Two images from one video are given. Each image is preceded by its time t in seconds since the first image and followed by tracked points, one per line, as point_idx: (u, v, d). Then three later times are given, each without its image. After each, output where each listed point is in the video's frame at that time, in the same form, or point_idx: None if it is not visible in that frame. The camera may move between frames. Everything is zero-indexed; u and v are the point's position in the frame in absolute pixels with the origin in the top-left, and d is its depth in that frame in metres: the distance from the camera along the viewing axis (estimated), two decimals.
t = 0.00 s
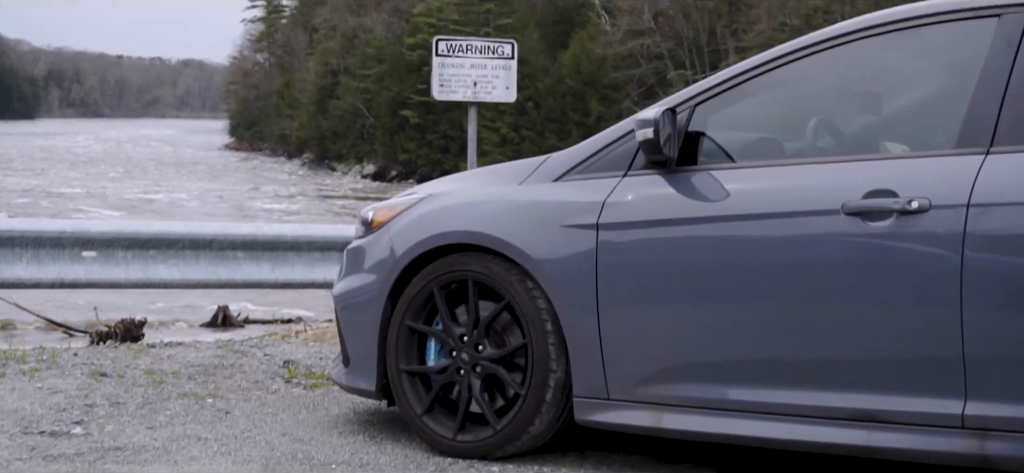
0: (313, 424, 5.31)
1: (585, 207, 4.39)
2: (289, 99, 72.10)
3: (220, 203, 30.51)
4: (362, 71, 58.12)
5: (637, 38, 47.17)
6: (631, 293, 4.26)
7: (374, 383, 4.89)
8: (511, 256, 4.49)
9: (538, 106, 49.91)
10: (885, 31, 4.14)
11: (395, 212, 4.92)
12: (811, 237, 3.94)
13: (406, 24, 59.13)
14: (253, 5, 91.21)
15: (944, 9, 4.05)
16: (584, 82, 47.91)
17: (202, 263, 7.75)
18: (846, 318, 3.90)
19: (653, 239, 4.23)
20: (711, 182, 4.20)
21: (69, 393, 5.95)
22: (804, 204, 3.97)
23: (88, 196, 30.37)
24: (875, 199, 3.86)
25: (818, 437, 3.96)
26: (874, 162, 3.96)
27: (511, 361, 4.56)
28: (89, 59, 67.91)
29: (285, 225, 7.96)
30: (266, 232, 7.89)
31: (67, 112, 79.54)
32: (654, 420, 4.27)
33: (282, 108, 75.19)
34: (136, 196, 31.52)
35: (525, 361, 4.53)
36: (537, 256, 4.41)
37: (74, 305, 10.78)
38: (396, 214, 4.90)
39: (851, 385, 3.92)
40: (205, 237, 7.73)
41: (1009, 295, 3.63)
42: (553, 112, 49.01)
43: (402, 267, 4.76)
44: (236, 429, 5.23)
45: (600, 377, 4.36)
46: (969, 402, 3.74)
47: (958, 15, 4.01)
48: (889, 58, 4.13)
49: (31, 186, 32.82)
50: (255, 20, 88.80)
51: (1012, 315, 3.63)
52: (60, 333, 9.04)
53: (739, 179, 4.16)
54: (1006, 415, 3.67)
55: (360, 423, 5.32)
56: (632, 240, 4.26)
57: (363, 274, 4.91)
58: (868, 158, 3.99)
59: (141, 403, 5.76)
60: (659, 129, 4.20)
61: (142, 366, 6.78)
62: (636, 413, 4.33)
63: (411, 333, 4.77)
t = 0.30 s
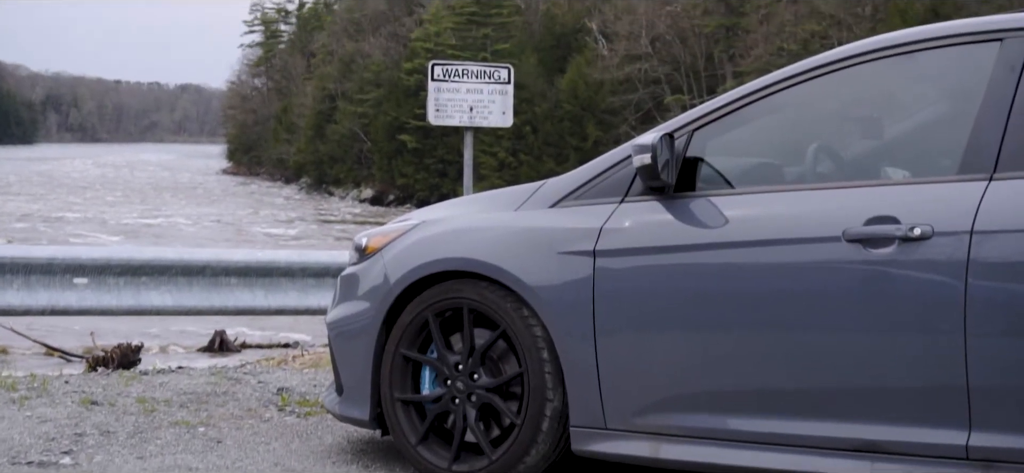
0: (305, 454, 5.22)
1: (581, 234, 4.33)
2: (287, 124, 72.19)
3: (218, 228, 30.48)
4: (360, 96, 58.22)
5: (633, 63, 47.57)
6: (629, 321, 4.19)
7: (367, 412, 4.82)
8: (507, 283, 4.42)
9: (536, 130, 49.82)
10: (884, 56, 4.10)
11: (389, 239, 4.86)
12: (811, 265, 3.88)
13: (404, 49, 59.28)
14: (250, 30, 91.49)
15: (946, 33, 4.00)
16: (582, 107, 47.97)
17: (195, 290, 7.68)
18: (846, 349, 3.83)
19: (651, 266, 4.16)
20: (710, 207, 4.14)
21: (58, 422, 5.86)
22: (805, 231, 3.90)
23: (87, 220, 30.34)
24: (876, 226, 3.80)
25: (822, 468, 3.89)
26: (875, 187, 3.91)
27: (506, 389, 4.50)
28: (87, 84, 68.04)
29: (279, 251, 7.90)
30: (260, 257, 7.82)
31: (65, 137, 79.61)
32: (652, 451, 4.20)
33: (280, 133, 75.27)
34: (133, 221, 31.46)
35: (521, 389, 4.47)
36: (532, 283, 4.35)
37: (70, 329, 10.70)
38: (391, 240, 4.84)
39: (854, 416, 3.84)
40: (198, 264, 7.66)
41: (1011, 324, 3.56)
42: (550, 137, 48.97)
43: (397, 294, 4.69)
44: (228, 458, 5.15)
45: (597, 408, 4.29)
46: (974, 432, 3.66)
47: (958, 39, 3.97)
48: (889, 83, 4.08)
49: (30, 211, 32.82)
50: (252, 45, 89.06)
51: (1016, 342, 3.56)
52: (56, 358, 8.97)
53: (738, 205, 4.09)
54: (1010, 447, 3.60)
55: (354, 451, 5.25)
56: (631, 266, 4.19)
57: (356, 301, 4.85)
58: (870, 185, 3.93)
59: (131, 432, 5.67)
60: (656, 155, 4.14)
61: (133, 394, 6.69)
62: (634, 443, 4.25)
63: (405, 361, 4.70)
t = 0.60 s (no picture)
0: None
1: (578, 252, 4.26)
2: (285, 141, 72.19)
3: (216, 244, 30.43)
4: (358, 113, 58.21)
5: (631, 80, 47.75)
6: (627, 339, 4.12)
7: (362, 434, 4.75)
8: (503, 302, 4.35)
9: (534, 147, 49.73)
10: (885, 71, 4.05)
11: (384, 257, 4.80)
12: (815, 283, 3.81)
13: (402, 66, 59.28)
14: (248, 47, 91.59)
15: (942, 50, 3.97)
16: (580, 123, 47.89)
17: (189, 308, 7.60)
18: (846, 371, 3.78)
19: (650, 284, 4.09)
20: (709, 225, 4.07)
21: (49, 442, 5.78)
22: (802, 248, 3.85)
23: (83, 236, 30.28)
24: (879, 243, 3.74)
25: None
26: (875, 205, 3.85)
27: (503, 411, 4.44)
28: (85, 100, 67.94)
29: (273, 268, 7.82)
30: (254, 275, 7.74)
31: (62, 153, 79.48)
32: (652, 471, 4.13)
33: (277, 149, 75.26)
34: (131, 237, 31.37)
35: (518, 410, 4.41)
36: (528, 301, 4.28)
37: (67, 346, 10.63)
38: (385, 258, 4.77)
39: (857, 437, 3.78)
40: (192, 282, 7.58)
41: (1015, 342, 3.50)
42: (548, 153, 48.88)
43: (392, 313, 4.61)
44: None
45: (595, 427, 4.23)
46: (978, 453, 3.60)
47: (956, 56, 3.93)
48: (889, 99, 4.03)
49: (27, 227, 32.78)
50: (250, 62, 89.11)
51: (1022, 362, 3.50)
52: (52, 375, 8.90)
53: (738, 223, 4.03)
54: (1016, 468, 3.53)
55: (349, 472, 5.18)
56: (630, 285, 4.12)
57: (350, 320, 4.78)
58: (869, 201, 3.88)
59: (123, 453, 5.60)
60: (655, 172, 4.08)
61: (126, 413, 6.62)
62: (632, 463, 4.18)
63: (400, 381, 4.63)
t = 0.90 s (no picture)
0: None
1: (575, 270, 4.20)
2: (283, 159, 72.16)
3: (214, 262, 30.37)
4: (356, 130, 58.17)
5: (628, 99, 47.89)
6: (626, 357, 4.06)
7: (357, 453, 4.68)
8: (501, 321, 4.28)
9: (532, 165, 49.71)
10: (885, 87, 4.00)
11: (380, 274, 4.73)
12: (816, 301, 3.75)
13: (400, 83, 59.30)
14: (246, 65, 91.74)
15: (942, 65, 3.93)
16: (578, 140, 47.77)
17: (183, 327, 7.52)
18: (847, 393, 3.72)
19: (650, 301, 4.03)
20: (709, 243, 4.01)
21: (40, 463, 5.71)
22: (803, 267, 3.79)
23: (81, 253, 30.23)
24: (883, 261, 3.68)
25: None
26: (879, 222, 3.79)
27: (501, 431, 4.38)
28: (84, 118, 67.93)
29: (269, 287, 7.74)
30: (248, 293, 7.66)
31: (60, 170, 79.43)
32: None
33: (275, 167, 75.25)
34: (130, 255, 31.28)
35: (515, 430, 4.34)
36: (526, 320, 4.21)
37: (63, 364, 10.55)
38: (381, 276, 4.71)
39: (859, 458, 3.72)
40: (186, 300, 7.50)
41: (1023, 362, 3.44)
42: (546, 172, 48.80)
43: (387, 332, 4.55)
44: None
45: (594, 447, 4.16)
46: None
47: (957, 71, 3.89)
48: (890, 116, 3.99)
49: (25, 244, 32.73)
50: (248, 79, 89.19)
51: None
52: (48, 394, 8.83)
53: (739, 241, 3.97)
54: None
55: None
56: (629, 303, 4.06)
57: (345, 339, 4.71)
58: (872, 218, 3.83)
59: None
60: (655, 189, 4.02)
61: (119, 432, 6.54)
62: None
63: (396, 400, 4.57)
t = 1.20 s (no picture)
0: None
1: (575, 283, 4.13)
2: (281, 174, 72.20)
3: (213, 276, 30.31)
4: (354, 145, 58.18)
5: (626, 113, 47.84)
6: (627, 371, 3.99)
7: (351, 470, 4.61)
8: (499, 335, 4.22)
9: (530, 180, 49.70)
10: (886, 99, 3.95)
11: (376, 288, 4.67)
12: (822, 315, 3.68)
13: (398, 98, 59.31)
14: (244, 79, 91.79)
15: (945, 75, 3.88)
16: (576, 155, 47.73)
17: (178, 342, 7.42)
18: (852, 409, 3.66)
19: (650, 317, 3.96)
20: (711, 255, 3.95)
21: None
22: (805, 280, 3.73)
23: (79, 268, 30.14)
24: (889, 274, 3.61)
25: None
26: (882, 236, 3.74)
27: (499, 447, 4.31)
28: (83, 132, 68.06)
29: (266, 301, 7.65)
30: (245, 306, 7.57)
31: (59, 185, 79.37)
32: None
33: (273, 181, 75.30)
34: (129, 270, 31.18)
35: (515, 446, 4.27)
36: (524, 336, 4.15)
37: (61, 379, 10.47)
38: (378, 290, 4.65)
39: None
40: (181, 314, 7.39)
41: None
42: (545, 186, 48.72)
43: (384, 347, 4.47)
44: None
45: (594, 463, 4.09)
46: None
47: (959, 82, 3.85)
48: (892, 128, 3.94)
49: (24, 259, 32.69)
50: (246, 94, 89.22)
51: None
52: (45, 408, 8.75)
53: (741, 253, 3.91)
54: None
55: None
56: (629, 317, 4.00)
57: (342, 354, 4.63)
58: (877, 230, 3.77)
59: None
60: (657, 201, 3.95)
61: (112, 449, 6.46)
62: None
63: (393, 415, 4.50)
